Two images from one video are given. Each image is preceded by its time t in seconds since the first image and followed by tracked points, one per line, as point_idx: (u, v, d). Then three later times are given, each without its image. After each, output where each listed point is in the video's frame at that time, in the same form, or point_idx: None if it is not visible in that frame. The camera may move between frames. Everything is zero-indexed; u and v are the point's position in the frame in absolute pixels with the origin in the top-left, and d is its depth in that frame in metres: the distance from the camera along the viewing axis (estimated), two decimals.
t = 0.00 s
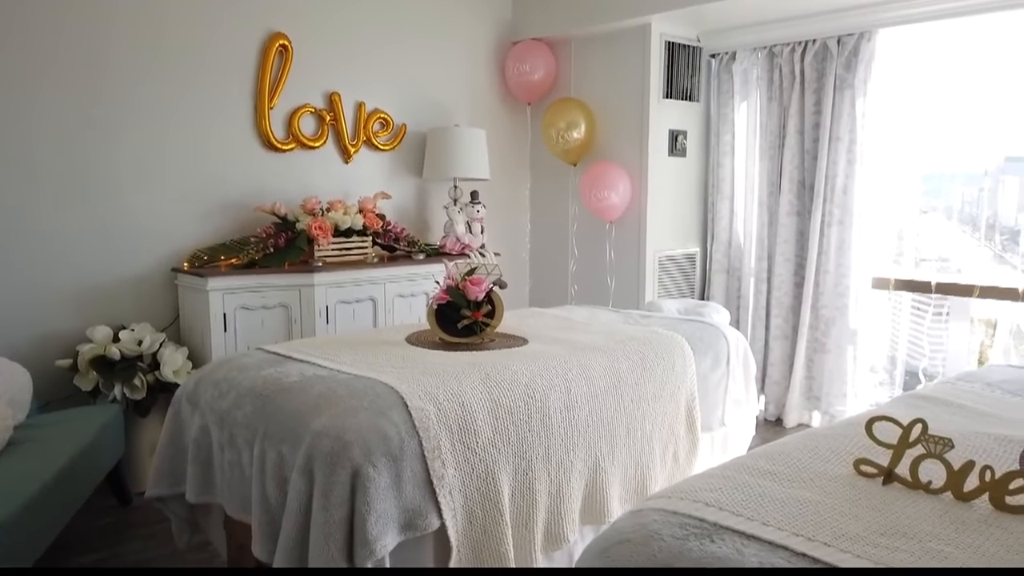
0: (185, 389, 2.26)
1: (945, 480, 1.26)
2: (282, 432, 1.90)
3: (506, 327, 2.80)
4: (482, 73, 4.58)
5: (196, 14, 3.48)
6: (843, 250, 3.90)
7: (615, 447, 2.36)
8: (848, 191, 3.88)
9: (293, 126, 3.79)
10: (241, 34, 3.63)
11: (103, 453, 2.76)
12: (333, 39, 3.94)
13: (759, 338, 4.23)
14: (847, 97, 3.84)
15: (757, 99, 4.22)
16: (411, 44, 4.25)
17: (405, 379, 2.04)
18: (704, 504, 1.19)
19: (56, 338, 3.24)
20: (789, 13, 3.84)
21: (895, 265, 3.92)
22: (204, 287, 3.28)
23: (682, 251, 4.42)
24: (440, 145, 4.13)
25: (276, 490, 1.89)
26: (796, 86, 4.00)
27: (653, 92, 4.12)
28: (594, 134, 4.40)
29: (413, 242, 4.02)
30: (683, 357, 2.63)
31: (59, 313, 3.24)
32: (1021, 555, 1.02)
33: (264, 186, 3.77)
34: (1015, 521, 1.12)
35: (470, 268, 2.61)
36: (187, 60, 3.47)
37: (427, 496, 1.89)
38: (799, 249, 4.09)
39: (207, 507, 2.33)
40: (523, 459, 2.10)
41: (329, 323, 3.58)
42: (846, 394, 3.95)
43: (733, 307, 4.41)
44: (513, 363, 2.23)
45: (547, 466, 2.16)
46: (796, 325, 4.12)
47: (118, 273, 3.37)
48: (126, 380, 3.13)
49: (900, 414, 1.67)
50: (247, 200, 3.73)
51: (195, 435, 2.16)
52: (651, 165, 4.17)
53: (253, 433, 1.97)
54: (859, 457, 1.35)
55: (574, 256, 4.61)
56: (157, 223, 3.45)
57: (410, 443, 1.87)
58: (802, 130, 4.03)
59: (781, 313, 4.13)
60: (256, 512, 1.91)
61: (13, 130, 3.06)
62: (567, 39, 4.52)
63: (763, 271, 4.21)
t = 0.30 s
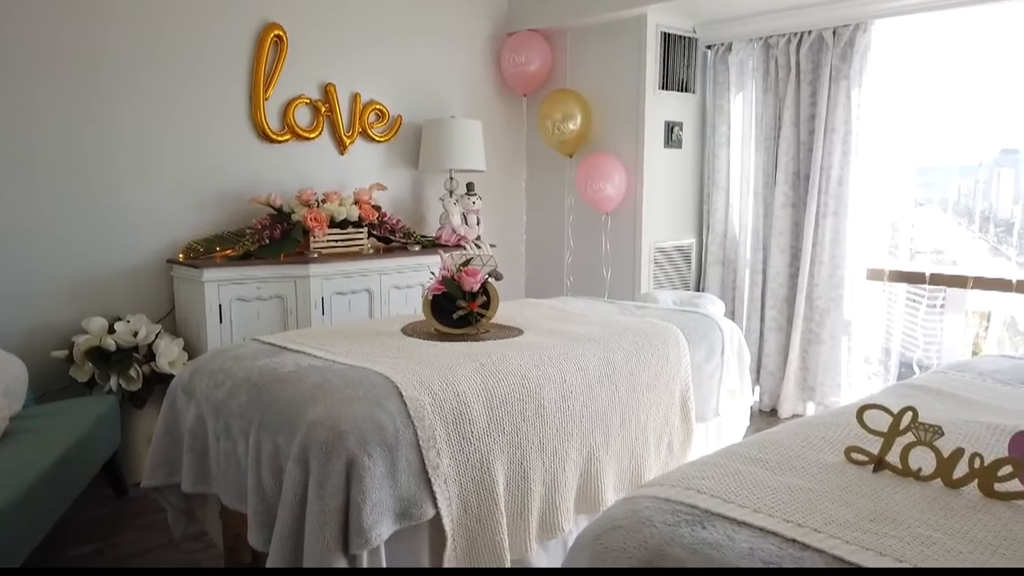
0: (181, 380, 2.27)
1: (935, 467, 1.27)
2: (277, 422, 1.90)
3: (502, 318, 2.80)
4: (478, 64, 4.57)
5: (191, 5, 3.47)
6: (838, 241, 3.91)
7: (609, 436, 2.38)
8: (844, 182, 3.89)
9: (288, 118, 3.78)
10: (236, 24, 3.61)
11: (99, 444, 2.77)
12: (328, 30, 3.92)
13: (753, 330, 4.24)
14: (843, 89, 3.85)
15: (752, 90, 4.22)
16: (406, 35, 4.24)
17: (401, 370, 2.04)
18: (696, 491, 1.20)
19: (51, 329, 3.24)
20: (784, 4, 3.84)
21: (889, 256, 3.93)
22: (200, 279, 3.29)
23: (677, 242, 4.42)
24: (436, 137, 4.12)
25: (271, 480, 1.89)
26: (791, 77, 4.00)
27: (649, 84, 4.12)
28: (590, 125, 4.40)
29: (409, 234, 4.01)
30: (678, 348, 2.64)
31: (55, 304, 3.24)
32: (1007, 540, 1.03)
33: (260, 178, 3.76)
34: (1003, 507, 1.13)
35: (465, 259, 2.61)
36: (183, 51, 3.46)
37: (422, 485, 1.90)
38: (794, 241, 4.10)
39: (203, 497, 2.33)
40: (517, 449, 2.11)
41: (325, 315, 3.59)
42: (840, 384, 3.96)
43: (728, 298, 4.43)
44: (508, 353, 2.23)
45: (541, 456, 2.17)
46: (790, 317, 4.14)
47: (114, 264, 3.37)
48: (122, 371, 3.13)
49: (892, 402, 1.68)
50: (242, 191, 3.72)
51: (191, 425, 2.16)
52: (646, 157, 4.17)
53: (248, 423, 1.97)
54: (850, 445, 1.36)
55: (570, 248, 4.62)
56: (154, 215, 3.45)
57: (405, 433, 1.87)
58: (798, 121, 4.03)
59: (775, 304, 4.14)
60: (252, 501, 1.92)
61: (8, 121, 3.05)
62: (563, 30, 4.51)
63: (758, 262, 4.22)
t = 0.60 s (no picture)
0: (176, 372, 2.27)
1: (926, 457, 1.28)
2: (273, 414, 1.91)
3: (497, 310, 2.81)
4: (474, 57, 4.57)
5: None
6: (833, 233, 3.92)
7: (604, 427, 2.38)
8: (839, 174, 3.89)
9: (283, 110, 3.77)
10: (231, 17, 3.60)
11: (95, 437, 2.77)
12: (323, 22, 3.91)
13: (749, 322, 4.25)
14: (838, 81, 3.85)
15: (748, 82, 4.22)
16: (402, 27, 4.23)
17: (396, 362, 2.05)
18: (689, 481, 1.21)
19: (47, 321, 3.23)
20: None
21: (884, 249, 3.94)
22: (195, 272, 3.28)
23: (673, 235, 4.43)
24: (432, 129, 4.12)
25: (267, 471, 1.90)
26: (787, 70, 4.00)
27: (645, 76, 4.11)
28: (586, 118, 4.40)
29: (405, 227, 4.01)
30: (673, 341, 2.65)
31: (51, 297, 3.24)
32: (995, 529, 1.04)
33: (255, 170, 3.76)
34: (992, 496, 1.15)
35: (461, 251, 2.62)
36: (178, 44, 3.46)
37: (417, 476, 1.90)
38: (789, 233, 4.11)
39: (200, 489, 2.34)
40: (513, 440, 2.11)
41: (321, 308, 3.59)
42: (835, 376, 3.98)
43: (723, 291, 4.43)
44: (504, 345, 2.24)
45: (537, 447, 2.18)
46: (786, 309, 4.15)
47: (110, 257, 3.37)
48: (117, 363, 3.14)
49: (885, 393, 1.69)
50: (238, 184, 3.71)
51: (187, 417, 2.16)
52: (642, 149, 4.17)
53: (244, 415, 1.98)
54: (841, 435, 1.37)
55: (566, 240, 4.62)
56: (150, 209, 3.45)
57: (401, 425, 1.88)
58: (793, 114, 4.04)
59: (771, 296, 4.15)
60: (248, 493, 1.92)
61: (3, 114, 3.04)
62: (559, 22, 4.50)
63: (753, 254, 4.23)
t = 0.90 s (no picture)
0: (171, 364, 2.27)
1: (915, 446, 1.29)
2: (267, 405, 1.92)
3: (492, 302, 2.81)
4: (469, 49, 4.56)
5: None
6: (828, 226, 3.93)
7: (598, 419, 2.39)
8: (834, 167, 3.90)
9: (278, 102, 3.76)
10: (227, 9, 3.60)
11: (91, 429, 2.77)
12: (318, 14, 3.90)
13: (743, 315, 4.27)
14: (833, 74, 3.86)
15: (743, 75, 4.23)
16: (397, 19, 4.22)
17: (390, 354, 2.05)
18: (680, 470, 1.22)
19: (42, 314, 3.23)
20: None
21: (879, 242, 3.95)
22: (191, 264, 3.28)
23: (669, 228, 4.43)
24: (427, 122, 4.12)
25: (262, 462, 1.91)
26: (782, 63, 4.01)
27: (640, 69, 4.11)
28: (581, 110, 4.40)
29: (400, 220, 4.03)
30: (667, 333, 2.66)
31: (47, 290, 3.24)
32: (981, 517, 1.05)
33: (250, 163, 3.75)
34: (980, 485, 1.16)
35: (456, 244, 2.62)
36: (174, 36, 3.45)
37: (412, 467, 1.91)
38: (784, 226, 4.11)
39: (195, 482, 2.37)
40: (507, 432, 2.12)
41: (317, 300, 3.59)
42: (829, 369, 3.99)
43: (718, 284, 4.45)
44: (498, 337, 2.25)
45: (531, 439, 2.19)
46: (780, 302, 4.16)
47: (105, 250, 3.37)
48: (113, 356, 3.13)
49: (876, 385, 1.70)
50: (233, 177, 3.71)
51: (182, 409, 2.17)
52: (638, 142, 4.17)
53: (239, 406, 1.98)
54: (832, 425, 1.38)
55: (562, 233, 4.62)
56: (147, 201, 3.45)
57: (395, 416, 1.89)
58: (789, 107, 4.04)
59: (765, 289, 4.17)
60: (243, 484, 1.93)
61: None
62: (554, 15, 4.50)
63: (748, 247, 4.24)
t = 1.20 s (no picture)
0: (166, 357, 2.27)
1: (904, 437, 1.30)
2: (262, 398, 1.92)
3: (487, 295, 2.81)
4: (464, 42, 4.55)
5: None
6: (823, 219, 3.94)
7: (592, 411, 2.40)
8: (829, 160, 3.91)
9: (273, 95, 3.75)
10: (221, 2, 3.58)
11: (85, 423, 2.77)
12: (313, 6, 3.89)
13: (738, 308, 4.28)
14: (828, 67, 3.86)
15: (739, 68, 4.23)
16: (391, 12, 4.21)
17: (384, 347, 2.05)
18: (671, 462, 1.23)
19: (37, 307, 3.23)
20: None
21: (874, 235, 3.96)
22: (185, 257, 3.28)
23: (664, 221, 4.44)
24: (423, 115, 4.11)
25: (256, 454, 1.91)
26: (778, 56, 4.01)
27: (636, 62, 4.11)
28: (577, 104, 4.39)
29: (395, 213, 4.03)
30: (662, 326, 2.66)
31: (42, 283, 3.23)
32: (968, 506, 1.06)
33: (245, 156, 3.75)
34: (969, 475, 1.16)
35: (451, 237, 2.62)
36: (170, 31, 3.44)
37: (406, 460, 1.91)
38: (779, 219, 4.12)
39: (190, 475, 2.36)
40: (501, 424, 2.13)
41: (312, 293, 3.59)
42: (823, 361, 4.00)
43: (714, 278, 4.45)
44: (493, 330, 2.25)
45: (525, 431, 2.19)
46: (775, 296, 4.17)
47: (100, 243, 3.36)
48: (107, 350, 3.14)
49: (868, 376, 1.71)
50: (227, 170, 3.70)
51: (176, 402, 2.17)
52: (633, 135, 4.17)
53: (233, 399, 1.99)
54: (823, 416, 1.39)
55: (558, 226, 4.62)
56: (142, 196, 3.45)
57: (389, 409, 1.89)
58: (784, 100, 4.05)
59: (760, 282, 4.18)
60: (237, 477, 1.93)
61: None
62: (550, 7, 4.49)
63: (743, 241, 4.24)
